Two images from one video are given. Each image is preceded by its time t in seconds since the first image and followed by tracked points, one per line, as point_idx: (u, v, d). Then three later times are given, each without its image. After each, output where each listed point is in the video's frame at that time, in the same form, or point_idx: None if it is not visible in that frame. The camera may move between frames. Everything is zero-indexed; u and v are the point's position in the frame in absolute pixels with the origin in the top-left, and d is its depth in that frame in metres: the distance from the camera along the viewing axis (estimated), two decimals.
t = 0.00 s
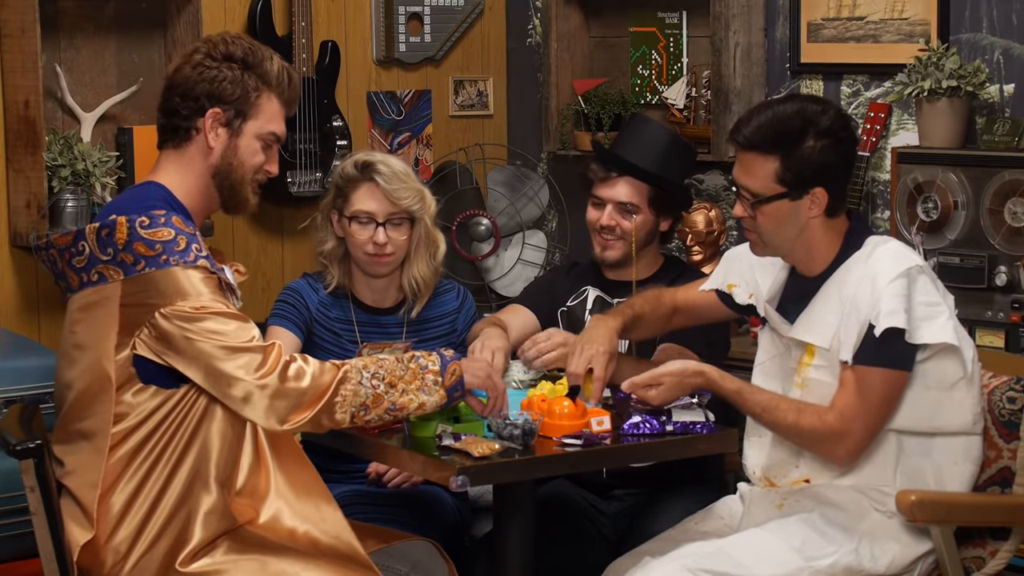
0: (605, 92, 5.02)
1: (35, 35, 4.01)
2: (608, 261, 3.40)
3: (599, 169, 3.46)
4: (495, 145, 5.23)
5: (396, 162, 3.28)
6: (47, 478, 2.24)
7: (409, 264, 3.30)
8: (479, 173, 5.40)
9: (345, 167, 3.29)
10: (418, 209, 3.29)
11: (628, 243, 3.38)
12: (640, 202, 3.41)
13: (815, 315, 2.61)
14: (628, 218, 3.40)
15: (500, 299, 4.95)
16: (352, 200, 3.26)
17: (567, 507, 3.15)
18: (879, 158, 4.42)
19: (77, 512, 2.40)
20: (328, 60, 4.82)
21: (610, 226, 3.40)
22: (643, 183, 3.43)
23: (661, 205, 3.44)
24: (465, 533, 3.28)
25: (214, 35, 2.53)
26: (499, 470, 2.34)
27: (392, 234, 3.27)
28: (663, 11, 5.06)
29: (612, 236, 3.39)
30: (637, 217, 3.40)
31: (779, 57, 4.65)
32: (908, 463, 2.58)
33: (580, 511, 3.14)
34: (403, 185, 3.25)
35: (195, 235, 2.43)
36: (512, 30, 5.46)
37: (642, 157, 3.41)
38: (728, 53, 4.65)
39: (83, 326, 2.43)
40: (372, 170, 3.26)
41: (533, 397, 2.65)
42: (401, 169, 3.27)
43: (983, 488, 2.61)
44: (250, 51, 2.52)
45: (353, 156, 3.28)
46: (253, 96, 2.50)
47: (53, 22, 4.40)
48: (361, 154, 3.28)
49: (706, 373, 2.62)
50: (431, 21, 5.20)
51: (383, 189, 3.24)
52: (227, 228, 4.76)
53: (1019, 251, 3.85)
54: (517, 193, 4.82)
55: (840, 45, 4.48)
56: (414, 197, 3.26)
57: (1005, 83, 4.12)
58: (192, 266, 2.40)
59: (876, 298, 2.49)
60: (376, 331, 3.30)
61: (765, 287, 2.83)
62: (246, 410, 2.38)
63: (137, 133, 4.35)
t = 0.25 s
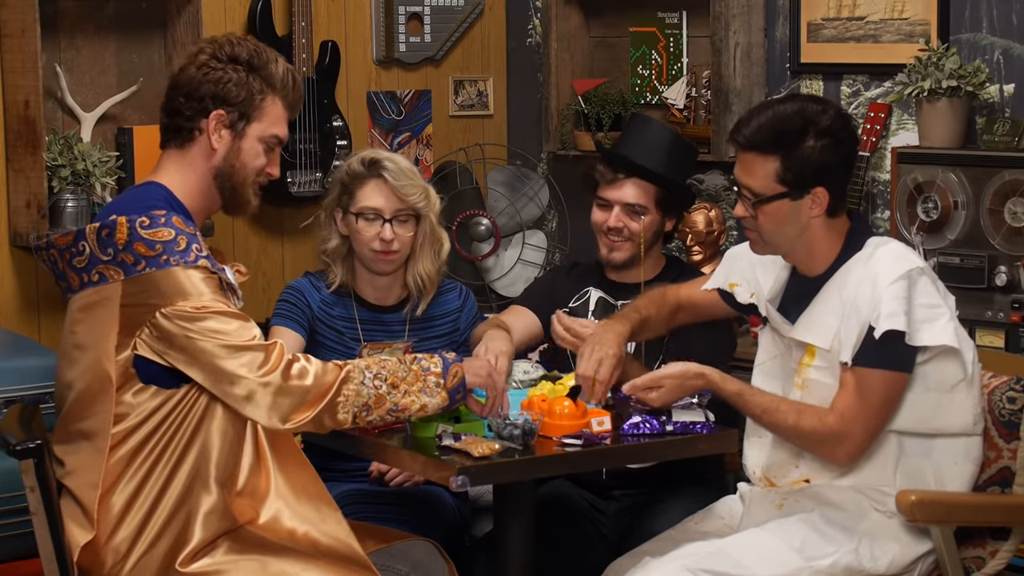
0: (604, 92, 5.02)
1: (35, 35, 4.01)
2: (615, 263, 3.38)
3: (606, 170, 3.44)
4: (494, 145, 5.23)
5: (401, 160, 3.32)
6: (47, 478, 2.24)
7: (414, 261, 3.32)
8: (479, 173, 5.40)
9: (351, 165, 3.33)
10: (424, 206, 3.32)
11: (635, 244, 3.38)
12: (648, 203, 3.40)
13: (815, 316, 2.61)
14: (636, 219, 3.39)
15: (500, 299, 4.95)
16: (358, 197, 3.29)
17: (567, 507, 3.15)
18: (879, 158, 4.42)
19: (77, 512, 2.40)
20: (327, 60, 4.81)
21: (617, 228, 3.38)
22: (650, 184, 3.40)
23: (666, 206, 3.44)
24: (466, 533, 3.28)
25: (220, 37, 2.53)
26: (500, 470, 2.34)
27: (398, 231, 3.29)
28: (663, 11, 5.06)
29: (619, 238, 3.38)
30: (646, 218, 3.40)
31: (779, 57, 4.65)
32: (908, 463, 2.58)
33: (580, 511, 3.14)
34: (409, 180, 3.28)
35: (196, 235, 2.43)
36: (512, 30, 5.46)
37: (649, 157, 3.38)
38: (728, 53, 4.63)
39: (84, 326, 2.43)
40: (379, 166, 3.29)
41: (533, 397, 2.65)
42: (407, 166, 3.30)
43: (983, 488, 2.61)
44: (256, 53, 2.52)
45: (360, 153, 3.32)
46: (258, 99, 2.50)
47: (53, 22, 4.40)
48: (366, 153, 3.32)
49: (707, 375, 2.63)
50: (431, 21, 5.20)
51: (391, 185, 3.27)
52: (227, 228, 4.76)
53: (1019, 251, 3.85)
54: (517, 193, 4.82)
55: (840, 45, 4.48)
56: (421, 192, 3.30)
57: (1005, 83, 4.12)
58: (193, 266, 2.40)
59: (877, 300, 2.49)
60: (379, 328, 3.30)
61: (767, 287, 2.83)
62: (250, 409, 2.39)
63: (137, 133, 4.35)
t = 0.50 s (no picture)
0: (604, 92, 5.02)
1: (35, 35, 4.01)
2: (618, 264, 3.39)
3: (610, 170, 3.43)
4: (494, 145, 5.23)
5: (405, 159, 3.33)
6: (47, 478, 2.24)
7: (418, 260, 3.32)
8: (479, 173, 5.40)
9: (355, 164, 3.34)
10: (429, 205, 3.32)
11: (639, 245, 3.38)
12: (653, 204, 3.40)
13: (815, 316, 2.61)
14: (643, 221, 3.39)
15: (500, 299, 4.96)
16: (364, 196, 3.30)
17: (567, 507, 3.16)
18: (879, 158, 4.42)
19: (77, 513, 2.40)
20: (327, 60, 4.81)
21: (621, 229, 3.38)
22: (654, 185, 3.41)
23: (672, 206, 3.44)
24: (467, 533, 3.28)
25: (224, 38, 2.52)
26: (500, 470, 2.34)
27: (404, 230, 3.29)
28: (663, 11, 5.06)
29: (623, 239, 3.38)
30: (649, 220, 3.39)
31: (779, 56, 4.65)
32: (908, 463, 2.58)
33: (580, 511, 3.15)
34: (413, 179, 3.29)
35: (198, 237, 2.43)
36: (512, 30, 5.46)
37: (652, 158, 3.39)
38: (728, 53, 4.64)
39: (85, 327, 2.43)
40: (385, 165, 3.30)
41: (533, 397, 2.65)
42: (412, 166, 3.31)
43: (983, 488, 2.61)
44: (260, 54, 2.52)
45: (365, 153, 3.33)
46: (262, 102, 2.49)
47: (53, 22, 4.40)
48: (370, 153, 3.33)
49: (706, 372, 2.62)
50: (431, 21, 5.20)
51: (398, 184, 3.28)
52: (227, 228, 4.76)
53: (1019, 251, 3.85)
54: (517, 193, 4.82)
55: (840, 45, 4.48)
56: (426, 190, 3.29)
57: (1005, 83, 4.12)
58: (195, 270, 2.40)
59: (876, 299, 2.49)
60: (383, 328, 3.30)
61: (769, 286, 2.82)
62: (247, 414, 2.38)
63: (137, 133, 4.35)
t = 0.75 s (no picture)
0: (605, 92, 5.03)
1: (35, 35, 4.01)
2: (622, 266, 3.39)
3: (614, 174, 3.42)
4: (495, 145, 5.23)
5: (403, 161, 3.33)
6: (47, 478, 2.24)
7: (418, 261, 3.32)
8: (479, 173, 5.41)
9: (354, 167, 3.33)
10: (429, 205, 3.33)
11: (642, 248, 3.38)
12: (655, 207, 3.39)
13: (817, 316, 2.60)
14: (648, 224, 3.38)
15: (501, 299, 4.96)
16: (363, 199, 3.29)
17: (567, 508, 3.15)
18: (879, 158, 4.43)
19: (78, 512, 2.39)
20: (327, 60, 4.82)
21: (625, 232, 3.37)
22: (656, 187, 3.38)
23: (675, 207, 3.42)
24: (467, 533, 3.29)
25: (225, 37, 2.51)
26: (500, 470, 2.34)
27: (405, 230, 3.29)
28: (663, 11, 5.06)
29: (625, 242, 3.37)
30: (653, 223, 3.38)
31: (780, 56, 4.65)
32: (908, 463, 2.58)
33: (581, 511, 3.14)
34: (410, 178, 3.29)
35: (199, 239, 2.43)
36: (512, 30, 5.46)
37: (655, 160, 3.36)
38: (728, 53, 4.60)
39: (86, 328, 2.43)
40: (383, 166, 3.30)
41: (533, 397, 2.65)
42: (411, 166, 3.32)
43: (983, 488, 2.61)
44: (261, 55, 2.50)
45: (363, 155, 3.33)
46: (264, 103, 2.49)
47: (53, 21, 4.40)
48: (368, 155, 3.33)
49: (709, 373, 2.62)
50: (431, 21, 5.20)
51: (399, 185, 3.29)
52: (227, 229, 4.77)
53: (1019, 251, 3.85)
54: (517, 192, 4.82)
55: (840, 45, 4.49)
56: (424, 189, 3.31)
57: (1005, 83, 4.12)
58: (196, 271, 2.40)
59: (879, 301, 2.49)
60: (383, 331, 3.30)
61: (769, 285, 2.82)
62: (248, 415, 2.38)
63: (137, 134, 4.35)
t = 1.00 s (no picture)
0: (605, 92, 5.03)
1: (35, 35, 4.01)
2: (626, 268, 3.39)
3: (615, 177, 3.42)
4: (495, 145, 5.22)
5: (395, 163, 3.34)
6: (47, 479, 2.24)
7: (413, 261, 3.31)
8: (479, 173, 5.41)
9: (346, 171, 3.34)
10: (422, 206, 3.34)
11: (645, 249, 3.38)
12: (657, 208, 3.39)
13: (817, 318, 2.60)
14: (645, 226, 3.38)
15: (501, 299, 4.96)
16: (357, 204, 3.30)
17: (567, 507, 3.16)
18: (879, 158, 4.43)
19: (77, 515, 2.40)
20: (327, 59, 4.83)
21: (628, 234, 3.37)
22: (657, 189, 3.39)
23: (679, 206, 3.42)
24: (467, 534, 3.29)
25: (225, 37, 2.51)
26: (500, 470, 2.34)
27: (400, 232, 3.30)
28: (663, 11, 5.06)
29: (629, 244, 3.37)
30: (655, 224, 3.38)
31: (780, 56, 4.63)
32: (908, 465, 2.58)
33: (581, 512, 3.14)
34: (402, 179, 3.30)
35: (198, 242, 2.42)
36: (512, 29, 5.45)
37: (654, 162, 3.38)
38: (729, 53, 4.62)
39: (86, 328, 2.43)
40: (375, 169, 3.31)
41: (533, 397, 2.65)
42: (402, 168, 3.33)
43: (983, 489, 2.61)
44: (261, 55, 2.50)
45: (355, 159, 3.33)
46: (263, 103, 2.49)
47: (53, 21, 4.40)
48: (359, 158, 3.34)
49: (711, 374, 2.61)
50: (431, 21, 5.20)
51: (391, 187, 3.30)
52: (227, 229, 4.77)
53: (1019, 251, 3.85)
54: (517, 192, 4.82)
55: (840, 45, 4.48)
56: (416, 188, 3.31)
57: (1005, 83, 4.12)
58: (193, 275, 2.39)
59: (878, 303, 2.48)
60: (380, 332, 3.30)
61: (770, 285, 2.83)
62: (237, 424, 2.38)
63: (137, 134, 4.35)
